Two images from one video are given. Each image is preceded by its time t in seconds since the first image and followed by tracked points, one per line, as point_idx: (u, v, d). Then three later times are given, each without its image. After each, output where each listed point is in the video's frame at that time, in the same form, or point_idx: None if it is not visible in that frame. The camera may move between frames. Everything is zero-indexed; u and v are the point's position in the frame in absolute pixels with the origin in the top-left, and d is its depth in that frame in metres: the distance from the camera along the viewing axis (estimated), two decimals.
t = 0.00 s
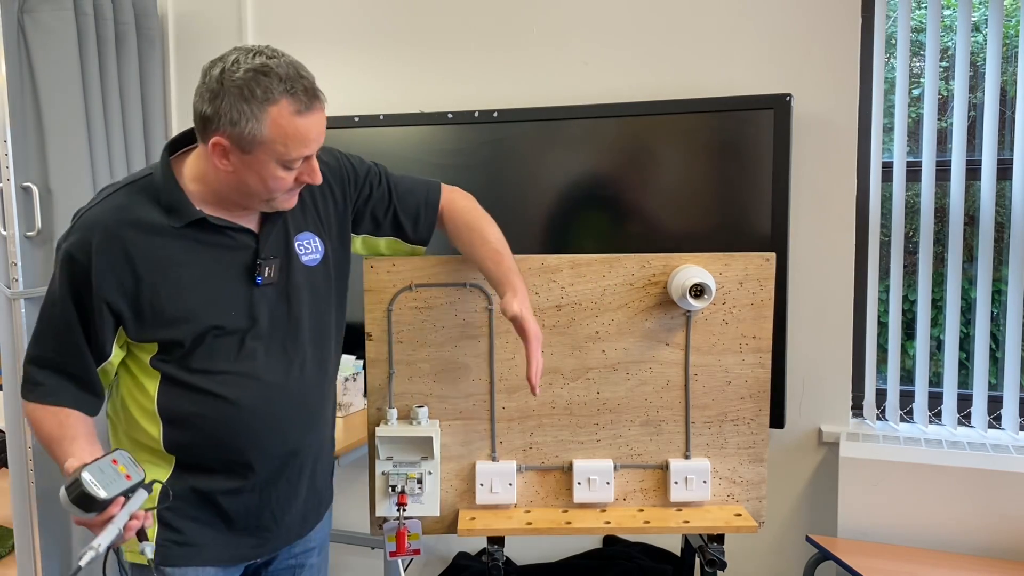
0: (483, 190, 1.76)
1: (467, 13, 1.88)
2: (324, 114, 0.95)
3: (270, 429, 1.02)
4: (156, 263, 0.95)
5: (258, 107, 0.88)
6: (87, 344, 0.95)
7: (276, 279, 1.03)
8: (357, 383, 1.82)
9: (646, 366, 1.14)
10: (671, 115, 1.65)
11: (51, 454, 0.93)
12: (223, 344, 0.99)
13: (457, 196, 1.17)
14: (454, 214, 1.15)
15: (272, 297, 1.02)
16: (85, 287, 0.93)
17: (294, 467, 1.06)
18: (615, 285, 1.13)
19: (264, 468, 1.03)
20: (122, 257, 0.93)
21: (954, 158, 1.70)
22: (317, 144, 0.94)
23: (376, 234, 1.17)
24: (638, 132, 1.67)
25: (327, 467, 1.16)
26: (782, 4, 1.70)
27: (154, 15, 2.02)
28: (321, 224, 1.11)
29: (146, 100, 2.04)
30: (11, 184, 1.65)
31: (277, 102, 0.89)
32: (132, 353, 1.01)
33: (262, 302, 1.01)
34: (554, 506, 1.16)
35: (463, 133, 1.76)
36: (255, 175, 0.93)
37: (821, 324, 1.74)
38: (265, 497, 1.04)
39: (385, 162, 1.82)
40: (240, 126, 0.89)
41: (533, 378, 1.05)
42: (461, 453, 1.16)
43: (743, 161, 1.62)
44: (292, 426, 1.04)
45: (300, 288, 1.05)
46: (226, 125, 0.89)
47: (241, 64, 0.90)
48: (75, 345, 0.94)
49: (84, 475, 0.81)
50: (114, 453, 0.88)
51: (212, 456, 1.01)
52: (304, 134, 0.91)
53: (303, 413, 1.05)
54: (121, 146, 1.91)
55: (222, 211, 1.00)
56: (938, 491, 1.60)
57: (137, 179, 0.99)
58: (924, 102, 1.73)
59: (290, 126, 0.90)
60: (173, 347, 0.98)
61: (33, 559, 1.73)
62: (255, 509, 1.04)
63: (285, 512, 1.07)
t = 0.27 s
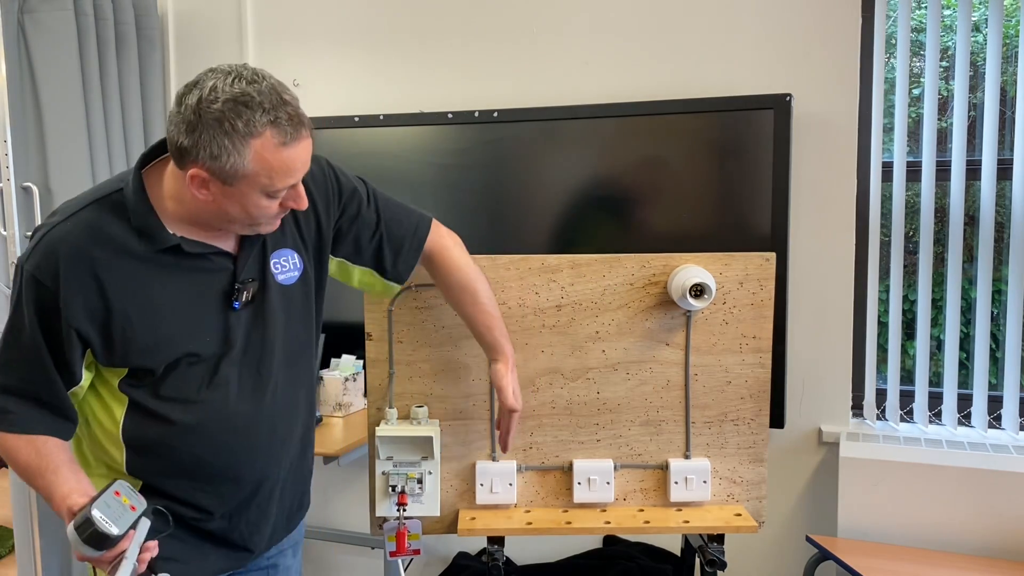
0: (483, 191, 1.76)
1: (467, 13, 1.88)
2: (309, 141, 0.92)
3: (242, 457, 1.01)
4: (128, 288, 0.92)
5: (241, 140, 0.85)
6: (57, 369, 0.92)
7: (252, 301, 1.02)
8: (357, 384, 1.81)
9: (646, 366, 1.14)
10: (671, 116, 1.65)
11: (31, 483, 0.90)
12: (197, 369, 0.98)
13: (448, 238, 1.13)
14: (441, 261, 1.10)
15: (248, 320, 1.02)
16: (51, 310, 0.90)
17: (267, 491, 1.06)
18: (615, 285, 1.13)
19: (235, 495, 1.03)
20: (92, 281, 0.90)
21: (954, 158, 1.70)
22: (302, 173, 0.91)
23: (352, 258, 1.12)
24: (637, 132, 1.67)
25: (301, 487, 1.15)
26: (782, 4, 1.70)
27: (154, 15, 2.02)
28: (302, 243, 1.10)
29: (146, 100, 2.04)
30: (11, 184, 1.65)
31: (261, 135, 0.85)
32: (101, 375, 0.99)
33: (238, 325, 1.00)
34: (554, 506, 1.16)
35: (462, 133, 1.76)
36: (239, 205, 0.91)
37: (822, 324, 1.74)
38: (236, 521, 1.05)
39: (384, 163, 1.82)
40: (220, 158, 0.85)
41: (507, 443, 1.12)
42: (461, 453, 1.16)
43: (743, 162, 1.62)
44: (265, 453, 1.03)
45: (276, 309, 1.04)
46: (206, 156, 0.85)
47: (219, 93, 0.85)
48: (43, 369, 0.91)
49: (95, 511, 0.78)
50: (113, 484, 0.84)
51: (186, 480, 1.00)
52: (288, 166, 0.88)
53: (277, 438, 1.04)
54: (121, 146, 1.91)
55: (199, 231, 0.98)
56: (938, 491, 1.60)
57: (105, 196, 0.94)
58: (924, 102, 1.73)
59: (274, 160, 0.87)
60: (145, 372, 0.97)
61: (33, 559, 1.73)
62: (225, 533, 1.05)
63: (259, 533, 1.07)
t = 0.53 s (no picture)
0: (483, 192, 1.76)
1: (467, 13, 1.88)
2: (313, 146, 0.91)
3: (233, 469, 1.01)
4: (123, 294, 0.92)
5: (239, 141, 0.84)
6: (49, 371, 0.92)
7: (248, 311, 1.03)
8: (357, 384, 1.81)
9: (646, 366, 1.14)
10: (671, 116, 1.65)
11: (20, 486, 0.90)
12: (189, 378, 0.98)
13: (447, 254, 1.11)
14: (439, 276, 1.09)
15: (242, 330, 1.02)
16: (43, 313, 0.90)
17: (256, 504, 1.06)
18: (615, 285, 1.13)
19: (223, 509, 1.02)
20: (87, 285, 0.90)
21: (954, 158, 1.70)
22: (302, 179, 0.91)
23: (351, 274, 1.11)
24: (638, 132, 1.67)
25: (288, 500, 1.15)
26: (782, 4, 1.70)
27: (154, 15, 2.02)
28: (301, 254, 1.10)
29: (146, 100, 2.04)
30: (11, 184, 1.65)
31: (260, 137, 0.85)
32: (90, 380, 0.99)
33: (232, 336, 1.00)
34: (554, 506, 1.16)
35: (462, 133, 1.76)
36: (237, 209, 0.90)
37: (822, 324, 1.74)
38: (224, 535, 1.04)
39: (384, 163, 1.82)
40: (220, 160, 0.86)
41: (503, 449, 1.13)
42: (461, 454, 1.16)
43: (743, 162, 1.62)
44: (255, 465, 1.03)
45: (271, 320, 1.04)
46: (204, 157, 0.85)
47: (224, 92, 0.86)
48: (34, 372, 0.90)
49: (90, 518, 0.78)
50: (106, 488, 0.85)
51: (171, 495, 0.99)
52: (288, 170, 0.88)
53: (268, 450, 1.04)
54: (121, 146, 1.91)
55: (201, 241, 0.98)
56: (938, 491, 1.60)
57: (104, 200, 0.94)
58: (924, 102, 1.73)
59: (273, 163, 0.87)
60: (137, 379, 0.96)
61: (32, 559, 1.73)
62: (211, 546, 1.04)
63: (246, 546, 1.07)
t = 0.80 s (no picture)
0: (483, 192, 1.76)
1: (467, 13, 1.88)
2: (263, 87, 0.93)
3: (235, 466, 1.00)
4: (128, 287, 0.93)
5: (186, 69, 0.91)
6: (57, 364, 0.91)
7: (252, 309, 1.02)
8: (357, 384, 1.82)
9: (646, 366, 1.14)
10: (671, 116, 1.65)
11: (32, 479, 0.89)
12: (192, 375, 0.98)
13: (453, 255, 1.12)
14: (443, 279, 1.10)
15: (246, 327, 1.01)
16: (49, 305, 0.90)
17: (259, 505, 1.05)
18: (615, 285, 1.13)
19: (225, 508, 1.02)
20: (93, 276, 0.90)
21: (954, 158, 1.70)
22: (243, 110, 0.91)
23: (357, 274, 1.12)
24: (638, 132, 1.67)
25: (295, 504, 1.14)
26: (782, 4, 1.70)
27: (154, 14, 2.02)
28: (307, 252, 1.08)
29: (146, 100, 2.04)
30: (11, 184, 1.65)
31: (202, 62, 0.91)
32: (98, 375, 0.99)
33: (235, 333, 1.00)
34: (554, 506, 1.16)
35: (462, 133, 1.76)
36: (187, 147, 0.92)
37: (821, 324, 1.74)
38: (227, 534, 1.03)
39: (384, 163, 1.82)
40: (177, 101, 0.93)
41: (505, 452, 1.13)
42: (461, 453, 1.16)
43: (743, 162, 1.62)
44: (256, 464, 1.02)
45: (275, 318, 1.03)
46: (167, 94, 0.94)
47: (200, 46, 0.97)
48: (40, 364, 0.90)
49: (99, 506, 0.78)
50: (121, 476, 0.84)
51: (174, 492, 0.99)
52: (222, 90, 0.90)
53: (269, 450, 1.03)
54: (121, 146, 1.91)
55: (202, 233, 0.99)
56: (938, 491, 1.60)
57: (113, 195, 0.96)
58: (924, 102, 1.73)
59: (209, 84, 0.90)
60: (140, 375, 0.96)
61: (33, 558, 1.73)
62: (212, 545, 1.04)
63: (248, 546, 1.06)
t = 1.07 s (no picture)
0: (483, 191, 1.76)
1: (467, 13, 1.88)
2: (257, 79, 0.94)
3: (237, 463, 1.00)
4: (130, 283, 0.93)
5: (182, 63, 0.93)
6: (62, 358, 0.93)
7: (254, 306, 1.02)
8: (357, 384, 1.82)
9: (646, 366, 1.14)
10: (671, 116, 1.65)
11: (34, 472, 0.90)
12: (193, 372, 0.98)
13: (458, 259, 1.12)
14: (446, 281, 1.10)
15: (248, 325, 1.01)
16: (54, 301, 0.92)
17: (262, 502, 1.04)
18: (615, 285, 1.13)
19: (228, 505, 1.01)
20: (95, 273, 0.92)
21: (954, 158, 1.70)
22: (238, 102, 0.92)
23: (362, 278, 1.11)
24: (638, 132, 1.67)
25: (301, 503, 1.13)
26: (783, 4, 1.70)
27: (154, 15, 2.02)
28: (310, 250, 1.09)
29: (146, 100, 2.04)
30: (11, 184, 1.65)
31: (198, 55, 0.92)
32: (102, 370, 0.99)
33: (237, 330, 1.00)
34: (554, 506, 1.16)
35: (462, 133, 1.76)
36: (184, 141, 0.94)
37: (821, 324, 1.74)
38: (231, 531, 1.03)
39: (384, 162, 1.82)
40: (175, 95, 0.94)
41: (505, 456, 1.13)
42: (461, 453, 1.16)
43: (743, 162, 1.62)
44: (259, 461, 1.02)
45: (277, 315, 1.03)
46: (165, 91, 0.96)
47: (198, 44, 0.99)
48: (45, 359, 0.91)
49: (95, 499, 0.78)
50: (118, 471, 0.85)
51: (177, 490, 0.99)
52: (218, 84, 0.91)
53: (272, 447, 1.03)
54: (121, 146, 1.91)
55: (204, 231, 1.00)
56: (938, 491, 1.59)
57: (118, 193, 0.97)
58: (924, 102, 1.73)
59: (204, 77, 0.92)
60: (142, 373, 0.97)
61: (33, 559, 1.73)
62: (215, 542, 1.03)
63: (252, 544, 1.05)
